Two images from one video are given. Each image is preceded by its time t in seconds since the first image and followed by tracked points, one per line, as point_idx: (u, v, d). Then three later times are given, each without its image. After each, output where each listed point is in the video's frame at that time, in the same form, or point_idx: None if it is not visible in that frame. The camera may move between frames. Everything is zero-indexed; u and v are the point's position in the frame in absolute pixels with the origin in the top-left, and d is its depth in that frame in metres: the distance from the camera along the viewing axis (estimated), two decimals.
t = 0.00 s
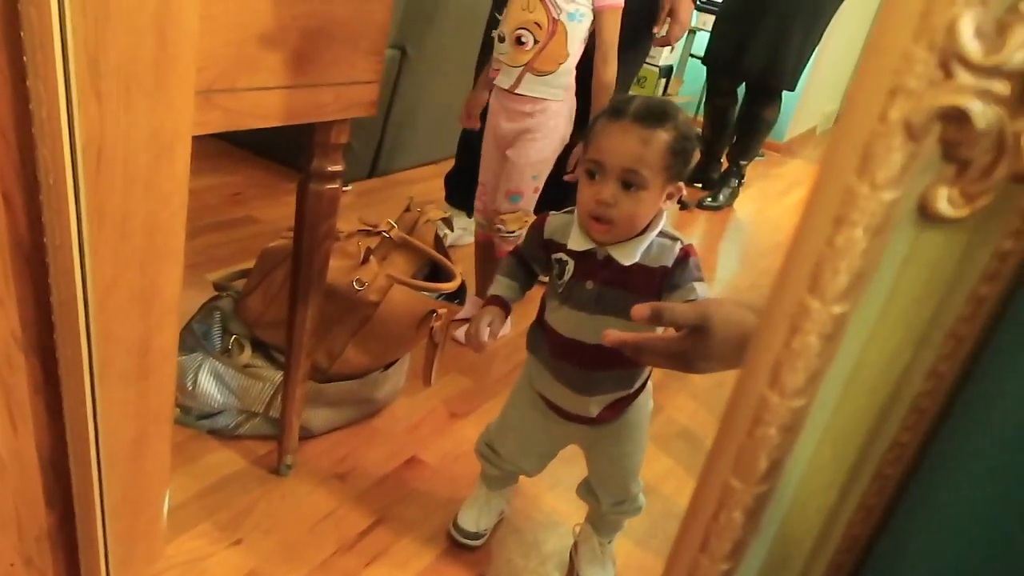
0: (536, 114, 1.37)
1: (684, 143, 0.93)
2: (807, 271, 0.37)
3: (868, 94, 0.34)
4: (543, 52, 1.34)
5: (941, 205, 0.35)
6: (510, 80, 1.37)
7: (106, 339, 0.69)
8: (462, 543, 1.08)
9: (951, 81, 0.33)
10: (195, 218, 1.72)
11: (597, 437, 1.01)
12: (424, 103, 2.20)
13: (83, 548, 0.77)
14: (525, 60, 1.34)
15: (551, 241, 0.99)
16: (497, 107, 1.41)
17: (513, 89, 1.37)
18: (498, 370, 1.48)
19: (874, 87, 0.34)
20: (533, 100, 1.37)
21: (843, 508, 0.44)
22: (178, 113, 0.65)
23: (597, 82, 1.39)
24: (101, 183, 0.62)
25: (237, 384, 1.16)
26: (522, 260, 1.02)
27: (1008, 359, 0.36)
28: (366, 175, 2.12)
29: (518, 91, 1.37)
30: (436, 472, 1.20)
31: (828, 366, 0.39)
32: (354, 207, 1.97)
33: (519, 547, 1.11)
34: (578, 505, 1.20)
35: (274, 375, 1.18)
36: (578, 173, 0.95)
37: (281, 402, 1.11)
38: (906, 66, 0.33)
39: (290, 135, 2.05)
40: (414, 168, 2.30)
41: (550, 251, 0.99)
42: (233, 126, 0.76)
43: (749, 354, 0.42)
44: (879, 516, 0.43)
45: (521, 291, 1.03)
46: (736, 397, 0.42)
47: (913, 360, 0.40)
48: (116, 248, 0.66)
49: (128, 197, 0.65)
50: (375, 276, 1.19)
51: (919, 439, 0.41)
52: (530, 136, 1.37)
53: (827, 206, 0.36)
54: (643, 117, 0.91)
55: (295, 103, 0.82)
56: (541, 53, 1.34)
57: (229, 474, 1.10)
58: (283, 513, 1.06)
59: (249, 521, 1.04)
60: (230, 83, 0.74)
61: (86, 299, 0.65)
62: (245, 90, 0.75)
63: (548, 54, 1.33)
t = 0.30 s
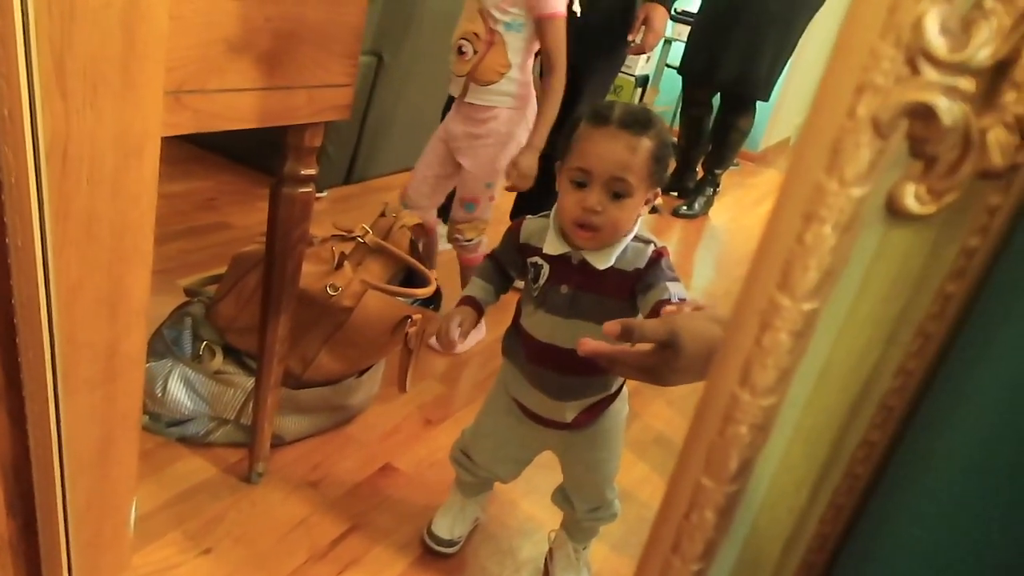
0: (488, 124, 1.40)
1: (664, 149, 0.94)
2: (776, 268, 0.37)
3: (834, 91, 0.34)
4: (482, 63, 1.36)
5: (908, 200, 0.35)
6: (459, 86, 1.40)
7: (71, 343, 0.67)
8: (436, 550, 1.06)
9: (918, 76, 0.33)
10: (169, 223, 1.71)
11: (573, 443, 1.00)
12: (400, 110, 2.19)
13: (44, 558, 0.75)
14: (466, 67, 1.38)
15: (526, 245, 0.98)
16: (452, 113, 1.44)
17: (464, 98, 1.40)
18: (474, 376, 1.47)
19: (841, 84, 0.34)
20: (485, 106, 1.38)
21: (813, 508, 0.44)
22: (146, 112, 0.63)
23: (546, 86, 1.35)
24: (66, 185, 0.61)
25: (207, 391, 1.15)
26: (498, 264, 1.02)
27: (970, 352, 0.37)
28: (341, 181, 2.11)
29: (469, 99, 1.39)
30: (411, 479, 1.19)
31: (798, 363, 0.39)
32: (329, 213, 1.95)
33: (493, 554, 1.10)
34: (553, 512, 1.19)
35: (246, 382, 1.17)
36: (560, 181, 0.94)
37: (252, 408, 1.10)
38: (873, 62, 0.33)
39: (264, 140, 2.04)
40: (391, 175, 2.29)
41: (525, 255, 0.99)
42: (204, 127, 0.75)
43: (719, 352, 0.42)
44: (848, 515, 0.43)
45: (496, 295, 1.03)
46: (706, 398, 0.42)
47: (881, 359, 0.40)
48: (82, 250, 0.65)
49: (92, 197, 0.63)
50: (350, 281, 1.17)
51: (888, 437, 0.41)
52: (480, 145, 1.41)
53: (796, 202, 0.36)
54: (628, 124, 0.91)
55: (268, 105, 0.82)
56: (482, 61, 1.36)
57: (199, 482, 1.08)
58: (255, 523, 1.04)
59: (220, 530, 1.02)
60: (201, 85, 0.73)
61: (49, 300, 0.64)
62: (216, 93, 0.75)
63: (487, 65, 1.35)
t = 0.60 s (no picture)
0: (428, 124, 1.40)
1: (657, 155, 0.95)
2: (769, 275, 0.38)
3: (827, 103, 0.35)
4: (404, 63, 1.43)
5: (899, 210, 0.36)
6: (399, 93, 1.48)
7: (60, 343, 0.67)
8: (424, 552, 1.06)
9: (910, 88, 0.33)
10: (157, 223, 1.70)
11: (562, 447, 1.00)
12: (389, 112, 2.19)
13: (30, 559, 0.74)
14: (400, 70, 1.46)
15: (517, 250, 0.99)
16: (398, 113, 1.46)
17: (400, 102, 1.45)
18: (462, 379, 1.47)
19: (835, 96, 0.35)
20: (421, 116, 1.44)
21: (803, 511, 0.44)
22: (138, 113, 0.63)
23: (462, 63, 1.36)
24: (56, 185, 0.61)
25: (195, 393, 1.14)
26: (488, 269, 1.02)
27: (958, 360, 0.37)
28: (330, 183, 2.11)
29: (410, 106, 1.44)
30: (399, 482, 1.19)
31: (790, 368, 0.40)
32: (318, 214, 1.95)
33: (481, 557, 1.10)
34: (541, 514, 1.20)
35: (234, 383, 1.16)
36: (557, 185, 0.94)
37: (241, 410, 1.09)
38: (866, 73, 0.34)
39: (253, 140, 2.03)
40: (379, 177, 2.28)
41: (515, 260, 0.99)
42: (196, 128, 0.74)
43: (712, 357, 0.42)
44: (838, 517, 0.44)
45: (484, 297, 1.03)
46: (699, 402, 0.42)
47: (870, 366, 0.41)
48: (71, 250, 0.64)
49: (82, 198, 0.63)
50: (339, 284, 1.16)
51: (877, 442, 0.41)
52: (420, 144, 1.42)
53: (789, 209, 0.37)
54: (626, 129, 0.92)
55: (260, 106, 0.82)
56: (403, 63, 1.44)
57: (187, 483, 1.08)
58: (242, 524, 1.04)
59: (207, 531, 1.01)
60: (192, 85, 0.73)
61: (39, 300, 0.64)
62: (207, 93, 0.74)
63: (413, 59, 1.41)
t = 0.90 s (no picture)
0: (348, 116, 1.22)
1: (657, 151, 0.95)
2: (772, 271, 0.38)
3: (830, 100, 0.35)
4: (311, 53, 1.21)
5: (902, 206, 0.36)
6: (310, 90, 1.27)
7: (64, 335, 0.67)
8: (425, 544, 1.07)
9: (914, 85, 0.34)
10: (160, 215, 1.70)
11: (562, 442, 1.00)
12: (392, 106, 2.19)
13: (34, 549, 0.75)
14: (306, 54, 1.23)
15: (517, 243, 0.99)
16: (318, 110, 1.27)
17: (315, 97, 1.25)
18: (463, 373, 1.48)
19: (838, 93, 0.35)
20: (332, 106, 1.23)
21: (803, 505, 0.45)
22: (141, 105, 0.64)
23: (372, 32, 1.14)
24: (60, 178, 0.61)
25: (197, 384, 1.14)
26: (490, 260, 1.02)
27: (961, 357, 0.37)
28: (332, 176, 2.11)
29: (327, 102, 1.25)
30: (401, 474, 1.20)
31: (791, 363, 0.40)
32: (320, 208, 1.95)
33: (482, 549, 1.11)
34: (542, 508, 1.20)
35: (237, 375, 1.17)
36: (557, 180, 0.94)
37: (244, 402, 1.10)
38: (870, 70, 0.34)
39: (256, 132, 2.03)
40: (381, 170, 2.28)
41: (516, 253, 0.99)
42: (199, 121, 0.74)
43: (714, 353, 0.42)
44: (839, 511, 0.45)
45: (482, 289, 1.03)
46: (699, 398, 0.43)
47: (872, 361, 0.41)
48: (77, 242, 0.65)
49: (86, 191, 0.63)
50: (342, 276, 1.17)
51: (878, 436, 0.42)
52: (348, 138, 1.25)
53: (793, 204, 0.37)
54: (626, 124, 0.92)
55: (262, 99, 0.82)
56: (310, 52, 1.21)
57: (190, 474, 1.08)
58: (244, 516, 1.04)
59: (210, 522, 1.02)
60: (195, 78, 0.73)
61: (44, 292, 0.64)
62: (211, 86, 0.74)
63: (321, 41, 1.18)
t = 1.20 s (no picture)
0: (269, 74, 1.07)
1: (655, 149, 0.94)
2: (777, 264, 0.38)
3: (838, 91, 0.35)
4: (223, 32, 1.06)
5: (909, 198, 0.36)
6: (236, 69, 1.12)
7: (62, 330, 0.67)
8: (424, 541, 1.07)
9: (923, 75, 0.33)
10: (157, 211, 1.69)
11: (557, 439, 0.99)
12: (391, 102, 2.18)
13: (33, 544, 0.75)
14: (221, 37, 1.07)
15: (515, 239, 0.99)
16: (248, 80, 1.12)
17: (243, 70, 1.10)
18: (461, 369, 1.47)
19: (845, 84, 0.35)
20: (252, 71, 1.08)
21: (807, 500, 0.45)
22: (140, 99, 0.63)
23: None
24: (59, 172, 0.61)
25: (196, 380, 1.14)
26: (490, 255, 1.02)
27: (968, 342, 0.38)
28: (330, 171, 2.10)
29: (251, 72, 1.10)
30: (400, 470, 1.19)
31: (796, 357, 0.40)
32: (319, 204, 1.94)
33: (481, 545, 1.11)
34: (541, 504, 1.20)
35: (235, 371, 1.16)
36: (553, 178, 0.93)
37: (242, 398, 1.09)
38: (877, 61, 0.34)
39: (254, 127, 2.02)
40: (379, 166, 2.28)
41: (513, 249, 0.99)
42: (198, 115, 0.74)
43: (718, 346, 0.42)
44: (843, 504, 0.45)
45: (479, 282, 1.02)
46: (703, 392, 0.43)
47: (878, 354, 0.41)
48: (76, 237, 0.64)
49: (84, 186, 0.63)
50: (341, 272, 1.17)
51: (883, 429, 0.41)
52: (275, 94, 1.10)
53: (799, 195, 0.37)
54: (621, 122, 0.90)
55: (261, 94, 0.81)
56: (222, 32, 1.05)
57: (189, 470, 1.08)
58: (243, 512, 1.04)
59: (208, 519, 1.02)
60: (195, 72, 0.72)
61: (42, 287, 0.64)
62: (210, 81, 0.74)
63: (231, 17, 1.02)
